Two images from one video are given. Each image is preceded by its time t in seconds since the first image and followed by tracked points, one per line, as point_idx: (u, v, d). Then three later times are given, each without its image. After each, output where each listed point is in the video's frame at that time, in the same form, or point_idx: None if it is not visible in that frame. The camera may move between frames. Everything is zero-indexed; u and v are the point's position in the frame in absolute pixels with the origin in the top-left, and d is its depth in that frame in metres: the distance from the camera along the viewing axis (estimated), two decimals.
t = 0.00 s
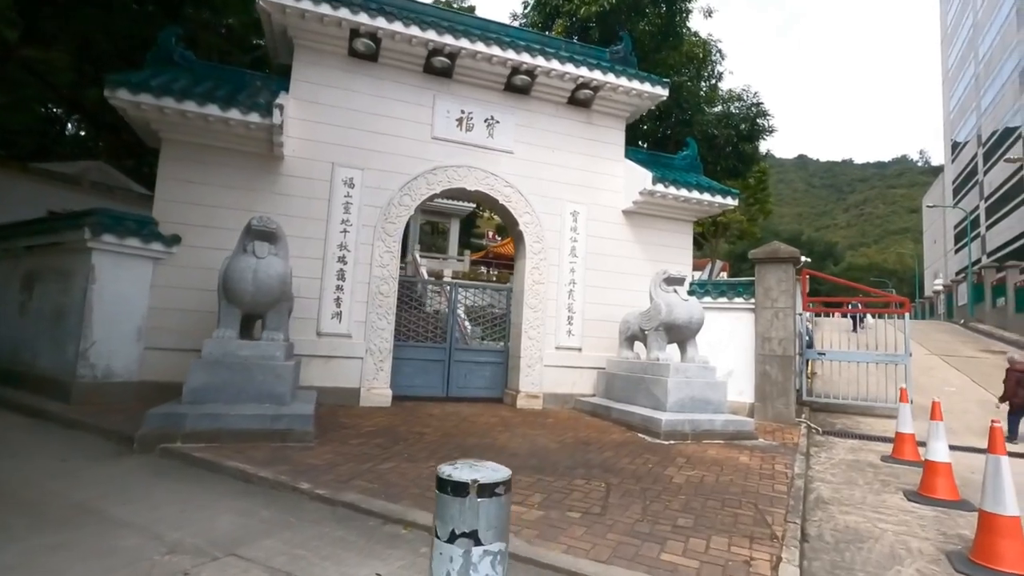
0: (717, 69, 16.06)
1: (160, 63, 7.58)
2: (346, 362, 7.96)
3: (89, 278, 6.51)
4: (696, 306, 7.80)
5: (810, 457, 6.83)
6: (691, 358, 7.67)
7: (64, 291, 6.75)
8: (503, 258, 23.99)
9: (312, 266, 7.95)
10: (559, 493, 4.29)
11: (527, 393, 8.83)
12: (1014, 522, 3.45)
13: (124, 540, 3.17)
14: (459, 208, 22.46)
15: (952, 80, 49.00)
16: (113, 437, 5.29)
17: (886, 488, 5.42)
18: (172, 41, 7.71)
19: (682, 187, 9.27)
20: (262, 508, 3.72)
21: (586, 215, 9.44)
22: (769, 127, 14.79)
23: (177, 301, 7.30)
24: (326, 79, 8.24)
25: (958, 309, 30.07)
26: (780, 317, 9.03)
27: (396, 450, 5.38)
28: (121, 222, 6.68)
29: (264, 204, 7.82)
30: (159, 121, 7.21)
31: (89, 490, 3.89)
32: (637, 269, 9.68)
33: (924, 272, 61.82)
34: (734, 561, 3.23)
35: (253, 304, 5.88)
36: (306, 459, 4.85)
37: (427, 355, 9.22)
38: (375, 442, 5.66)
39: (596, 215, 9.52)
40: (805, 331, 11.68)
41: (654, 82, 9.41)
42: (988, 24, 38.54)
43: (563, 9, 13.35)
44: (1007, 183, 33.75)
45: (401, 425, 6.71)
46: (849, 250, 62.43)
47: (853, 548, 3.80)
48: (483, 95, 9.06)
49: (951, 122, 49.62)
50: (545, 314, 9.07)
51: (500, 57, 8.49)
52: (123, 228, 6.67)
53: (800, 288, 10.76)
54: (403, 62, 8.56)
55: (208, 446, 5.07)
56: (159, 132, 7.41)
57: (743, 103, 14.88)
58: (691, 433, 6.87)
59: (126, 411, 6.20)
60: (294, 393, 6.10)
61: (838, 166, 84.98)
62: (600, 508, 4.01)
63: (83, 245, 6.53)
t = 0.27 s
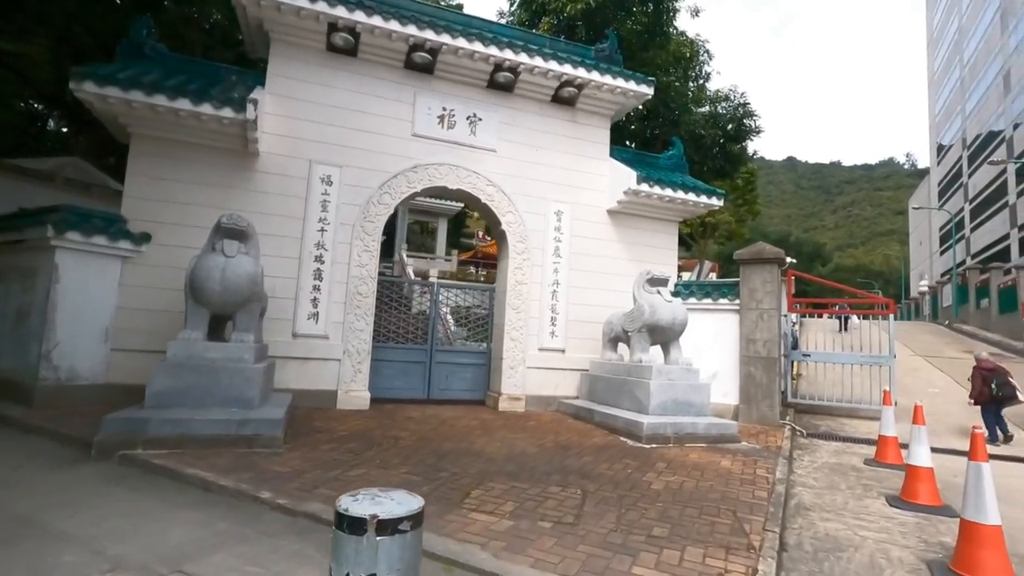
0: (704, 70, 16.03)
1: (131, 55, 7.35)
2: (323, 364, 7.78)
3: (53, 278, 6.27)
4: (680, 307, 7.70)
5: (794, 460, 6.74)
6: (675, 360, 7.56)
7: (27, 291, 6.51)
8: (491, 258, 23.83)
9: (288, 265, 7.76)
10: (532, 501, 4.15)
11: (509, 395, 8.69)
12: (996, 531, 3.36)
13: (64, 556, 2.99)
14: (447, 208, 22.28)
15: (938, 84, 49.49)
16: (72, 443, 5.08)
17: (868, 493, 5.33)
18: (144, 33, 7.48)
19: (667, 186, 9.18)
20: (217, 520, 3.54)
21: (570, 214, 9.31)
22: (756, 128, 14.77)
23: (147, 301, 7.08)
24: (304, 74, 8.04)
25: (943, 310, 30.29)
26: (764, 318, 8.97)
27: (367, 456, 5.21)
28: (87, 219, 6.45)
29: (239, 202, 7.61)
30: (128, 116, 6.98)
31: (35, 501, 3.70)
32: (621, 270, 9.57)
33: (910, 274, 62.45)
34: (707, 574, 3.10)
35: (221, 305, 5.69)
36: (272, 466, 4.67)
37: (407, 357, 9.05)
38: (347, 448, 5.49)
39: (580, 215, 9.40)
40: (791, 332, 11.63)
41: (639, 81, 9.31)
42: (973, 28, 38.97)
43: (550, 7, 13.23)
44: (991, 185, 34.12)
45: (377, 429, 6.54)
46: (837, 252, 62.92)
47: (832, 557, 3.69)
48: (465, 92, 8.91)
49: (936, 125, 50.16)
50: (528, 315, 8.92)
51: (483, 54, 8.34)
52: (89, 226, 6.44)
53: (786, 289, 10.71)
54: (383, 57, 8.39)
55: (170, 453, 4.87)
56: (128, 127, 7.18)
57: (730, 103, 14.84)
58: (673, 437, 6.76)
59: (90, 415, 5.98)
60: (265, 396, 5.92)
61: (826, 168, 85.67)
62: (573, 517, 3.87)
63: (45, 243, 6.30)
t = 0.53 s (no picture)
0: (673, 70, 16.12)
1: (70, 35, 6.89)
2: (278, 363, 7.48)
3: None
4: (645, 305, 7.65)
5: (756, 459, 6.75)
6: (640, 358, 7.52)
7: None
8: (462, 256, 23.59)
9: (242, 260, 7.42)
10: (488, 505, 3.99)
11: (474, 394, 8.52)
12: (949, 530, 3.35)
13: None
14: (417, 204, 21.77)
15: (897, 91, 51.24)
16: None
17: (827, 490, 5.35)
18: (86, 12, 7.02)
19: (634, 184, 9.15)
20: (145, 531, 3.29)
21: (536, 211, 9.19)
22: (723, 129, 14.92)
23: (87, 296, 6.66)
24: (260, 61, 7.70)
25: (899, 311, 31.35)
26: (728, 317, 9.02)
27: (319, 459, 4.98)
28: (20, 208, 6.00)
29: (188, 193, 7.24)
30: (66, 99, 6.55)
31: None
32: (588, 268, 9.50)
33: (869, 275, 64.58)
34: None
35: (163, 301, 5.36)
36: (214, 471, 4.40)
37: (369, 356, 8.79)
38: (298, 451, 5.24)
39: (547, 212, 9.29)
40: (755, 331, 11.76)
41: (607, 78, 9.25)
42: (929, 39, 40.43)
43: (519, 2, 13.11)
44: (945, 190, 35.45)
45: (333, 431, 6.29)
46: (800, 253, 64.63)
47: (790, 558, 3.64)
48: (430, 84, 8.69)
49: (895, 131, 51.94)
50: (494, 313, 8.76)
51: (448, 45, 8.15)
52: (21, 216, 5.99)
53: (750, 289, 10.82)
54: (344, 46, 8.11)
55: (103, 459, 4.55)
56: (67, 111, 6.74)
57: (698, 104, 14.94)
58: (637, 436, 6.70)
59: (19, 418, 5.58)
60: (211, 397, 5.61)
61: (791, 172, 87.96)
62: (530, 521, 3.73)
63: None
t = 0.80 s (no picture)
0: (628, 69, 16.22)
1: None
2: (210, 361, 6.99)
3: None
4: (597, 302, 7.58)
5: (704, 455, 6.79)
6: (591, 355, 7.45)
7: None
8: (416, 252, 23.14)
9: (170, 250, 6.88)
10: (429, 511, 3.77)
11: (422, 393, 8.24)
12: (890, 525, 3.36)
13: None
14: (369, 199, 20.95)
15: (836, 101, 53.81)
16: None
17: (771, 486, 5.40)
18: None
19: (587, 180, 9.12)
20: (33, 552, 2.90)
21: (489, 204, 8.99)
22: (675, 129, 15.14)
23: None
24: (192, 36, 7.17)
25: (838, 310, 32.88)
26: (679, 314, 9.09)
27: (248, 465, 4.62)
28: None
29: (109, 176, 6.66)
30: None
31: None
32: (541, 263, 9.37)
33: (810, 276, 67.63)
34: None
35: (73, 293, 4.85)
36: (125, 480, 3.99)
37: (311, 354, 8.36)
38: (227, 455, 4.86)
39: (500, 206, 9.10)
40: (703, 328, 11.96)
41: (561, 71, 9.15)
42: (867, 52, 42.60)
43: None
44: (879, 196, 37.43)
45: (268, 433, 5.90)
46: (747, 254, 67.00)
47: (737, 557, 3.59)
48: (379, 70, 8.33)
49: (835, 139, 54.51)
50: (444, 309, 8.51)
51: (398, 30, 7.85)
52: None
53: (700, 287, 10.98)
54: (287, 25, 7.67)
55: None
56: None
57: (652, 103, 15.09)
58: (588, 434, 6.60)
59: None
60: (129, 399, 5.13)
61: (740, 176, 91.13)
62: (472, 527, 3.53)
63: None
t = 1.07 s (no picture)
0: (581, 69, 16.23)
1: None
2: (126, 363, 6.43)
3: None
4: (545, 301, 7.46)
5: (648, 456, 6.79)
6: (539, 356, 7.33)
7: None
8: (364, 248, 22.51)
9: (80, 240, 6.26)
10: (359, 526, 3.51)
11: (363, 395, 7.90)
12: (828, 529, 3.36)
13: None
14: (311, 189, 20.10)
15: (777, 111, 56.22)
16: None
17: (714, 487, 5.41)
18: None
19: (538, 178, 9.00)
20: None
21: (436, 200, 8.72)
22: (626, 131, 15.27)
23: None
24: (109, 7, 6.55)
25: (776, 311, 34.33)
26: (626, 314, 9.12)
27: (161, 477, 4.21)
28: None
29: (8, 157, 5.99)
30: None
31: None
32: (489, 262, 9.19)
33: (751, 278, 70.50)
34: None
35: None
36: (10, 500, 3.53)
37: (243, 354, 7.86)
38: (138, 468, 4.42)
39: (448, 202, 8.85)
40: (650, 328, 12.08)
41: (513, 66, 8.99)
42: (806, 65, 44.67)
43: None
44: (815, 203, 39.33)
45: (189, 441, 5.45)
46: (693, 256, 69.12)
47: (679, 565, 3.51)
48: (321, 55, 7.91)
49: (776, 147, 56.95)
50: (388, 307, 8.19)
51: (341, 14, 7.47)
52: None
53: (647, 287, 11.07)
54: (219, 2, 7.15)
55: None
56: None
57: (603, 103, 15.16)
58: (533, 437, 6.47)
59: None
60: (23, 406, 4.59)
61: (687, 180, 93.95)
62: (405, 542, 3.30)
63: None
